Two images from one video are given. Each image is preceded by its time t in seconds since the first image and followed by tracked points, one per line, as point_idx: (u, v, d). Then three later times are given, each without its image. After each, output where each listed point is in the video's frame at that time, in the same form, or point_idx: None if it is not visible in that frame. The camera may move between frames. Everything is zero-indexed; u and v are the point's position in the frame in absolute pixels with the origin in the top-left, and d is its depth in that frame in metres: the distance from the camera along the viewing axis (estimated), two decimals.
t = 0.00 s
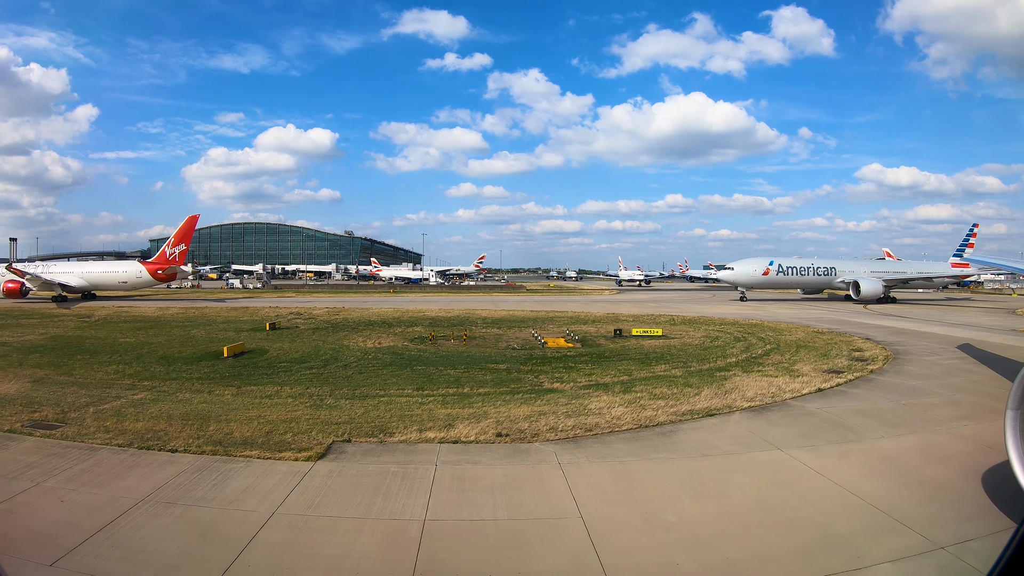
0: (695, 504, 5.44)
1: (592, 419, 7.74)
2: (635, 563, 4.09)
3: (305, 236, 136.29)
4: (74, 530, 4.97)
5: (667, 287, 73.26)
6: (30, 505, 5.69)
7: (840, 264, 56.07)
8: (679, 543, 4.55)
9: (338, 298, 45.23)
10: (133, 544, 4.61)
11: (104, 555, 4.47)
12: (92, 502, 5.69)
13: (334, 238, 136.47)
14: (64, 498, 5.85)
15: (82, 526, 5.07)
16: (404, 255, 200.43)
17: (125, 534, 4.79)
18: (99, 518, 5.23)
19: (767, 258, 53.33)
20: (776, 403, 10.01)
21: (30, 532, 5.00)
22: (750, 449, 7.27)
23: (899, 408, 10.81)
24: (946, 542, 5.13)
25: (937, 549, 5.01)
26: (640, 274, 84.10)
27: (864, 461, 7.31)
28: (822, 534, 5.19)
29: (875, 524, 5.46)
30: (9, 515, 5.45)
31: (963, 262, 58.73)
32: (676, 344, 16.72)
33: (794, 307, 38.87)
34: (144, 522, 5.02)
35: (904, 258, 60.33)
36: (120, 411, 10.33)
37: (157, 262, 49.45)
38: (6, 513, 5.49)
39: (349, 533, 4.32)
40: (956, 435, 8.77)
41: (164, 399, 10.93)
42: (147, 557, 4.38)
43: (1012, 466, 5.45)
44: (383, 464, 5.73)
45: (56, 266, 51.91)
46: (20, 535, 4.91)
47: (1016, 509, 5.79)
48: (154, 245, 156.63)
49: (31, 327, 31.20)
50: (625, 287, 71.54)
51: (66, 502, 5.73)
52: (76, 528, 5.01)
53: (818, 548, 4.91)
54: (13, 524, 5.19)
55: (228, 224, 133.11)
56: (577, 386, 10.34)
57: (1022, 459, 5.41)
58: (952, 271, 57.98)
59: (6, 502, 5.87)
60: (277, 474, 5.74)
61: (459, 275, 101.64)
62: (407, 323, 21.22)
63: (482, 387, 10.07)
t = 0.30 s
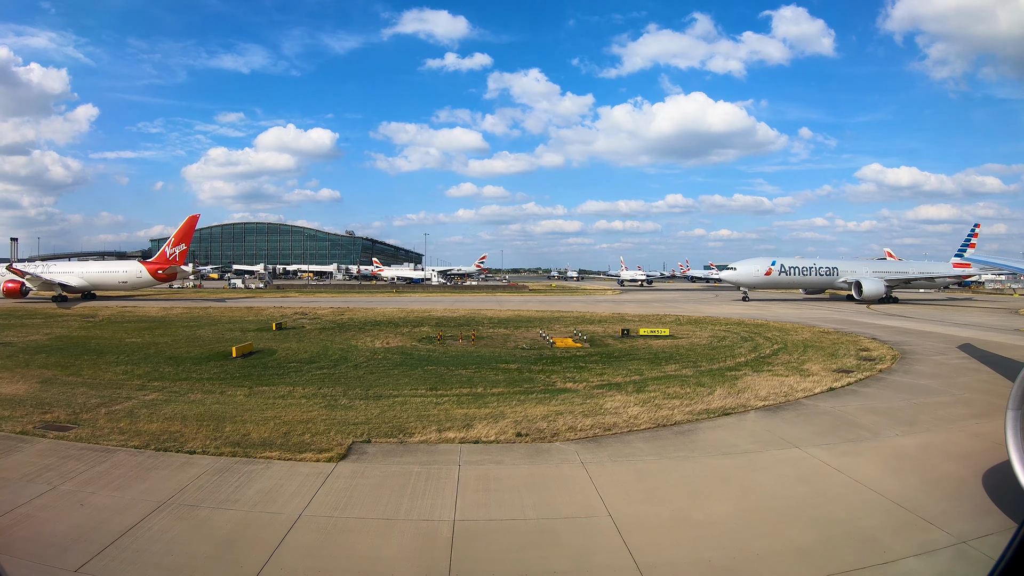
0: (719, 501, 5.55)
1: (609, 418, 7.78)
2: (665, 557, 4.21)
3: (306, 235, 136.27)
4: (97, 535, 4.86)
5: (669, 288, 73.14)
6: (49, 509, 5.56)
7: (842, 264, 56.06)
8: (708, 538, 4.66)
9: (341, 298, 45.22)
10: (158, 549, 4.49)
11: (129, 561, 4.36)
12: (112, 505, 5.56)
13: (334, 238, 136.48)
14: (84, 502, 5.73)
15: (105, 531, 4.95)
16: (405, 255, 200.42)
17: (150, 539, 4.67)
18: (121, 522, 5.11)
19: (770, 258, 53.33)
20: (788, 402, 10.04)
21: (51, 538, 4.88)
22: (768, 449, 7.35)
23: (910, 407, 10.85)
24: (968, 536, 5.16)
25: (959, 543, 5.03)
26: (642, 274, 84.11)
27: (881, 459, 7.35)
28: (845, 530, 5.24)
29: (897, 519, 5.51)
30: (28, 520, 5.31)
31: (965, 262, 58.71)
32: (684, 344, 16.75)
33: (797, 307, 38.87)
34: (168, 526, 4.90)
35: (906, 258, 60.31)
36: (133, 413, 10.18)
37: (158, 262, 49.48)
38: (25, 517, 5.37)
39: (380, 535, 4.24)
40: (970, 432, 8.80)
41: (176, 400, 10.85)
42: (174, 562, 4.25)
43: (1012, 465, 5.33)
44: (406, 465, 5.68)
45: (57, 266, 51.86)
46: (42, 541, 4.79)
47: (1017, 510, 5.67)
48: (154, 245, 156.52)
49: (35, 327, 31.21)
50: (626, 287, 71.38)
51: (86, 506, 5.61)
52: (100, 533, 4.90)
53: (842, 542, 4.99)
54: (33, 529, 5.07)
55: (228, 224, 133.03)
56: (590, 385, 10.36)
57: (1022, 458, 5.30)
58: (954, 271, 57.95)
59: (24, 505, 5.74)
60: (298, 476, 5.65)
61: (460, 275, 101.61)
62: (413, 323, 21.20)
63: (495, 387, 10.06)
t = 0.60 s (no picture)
0: (743, 498, 5.64)
1: (625, 418, 7.81)
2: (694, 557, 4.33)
3: (306, 235, 136.27)
4: (121, 539, 4.76)
5: (670, 287, 73.28)
6: (68, 514, 5.42)
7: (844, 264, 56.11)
8: (734, 537, 4.78)
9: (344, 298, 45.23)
10: (185, 553, 4.39)
11: (156, 566, 4.24)
12: (132, 509, 5.42)
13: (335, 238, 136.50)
14: (104, 506, 5.59)
15: (128, 535, 4.83)
16: (405, 254, 200.39)
17: (176, 544, 4.57)
18: (145, 526, 5.00)
19: (772, 258, 53.35)
20: (800, 402, 10.08)
21: (75, 543, 4.77)
22: (786, 448, 7.40)
23: (922, 406, 10.88)
24: (990, 531, 5.19)
25: (981, 538, 5.06)
26: (642, 274, 84.12)
27: (898, 456, 7.37)
28: (868, 527, 5.26)
29: (917, 516, 5.51)
30: (47, 524, 5.19)
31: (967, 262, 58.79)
32: (692, 344, 16.77)
33: (800, 307, 38.89)
34: (193, 530, 4.78)
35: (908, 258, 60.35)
36: (144, 415, 9.91)
37: (158, 262, 49.48)
38: (45, 522, 5.25)
39: (411, 537, 4.20)
40: (984, 431, 8.83)
41: (188, 400, 10.73)
42: (204, 567, 4.14)
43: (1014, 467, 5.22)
44: (428, 466, 5.64)
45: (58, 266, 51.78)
46: (66, 547, 4.69)
47: (1016, 511, 5.57)
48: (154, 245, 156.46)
49: (39, 327, 31.16)
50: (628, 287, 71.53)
51: (106, 510, 5.48)
52: (124, 537, 4.80)
53: (867, 538, 5.03)
54: (53, 534, 4.94)
55: (228, 224, 133.01)
56: (603, 385, 10.36)
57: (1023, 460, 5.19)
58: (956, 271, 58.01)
59: (43, 510, 5.62)
60: (321, 478, 5.55)
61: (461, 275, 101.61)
62: (419, 324, 21.22)
63: (508, 387, 10.06)
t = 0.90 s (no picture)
0: (765, 495, 5.71)
1: (642, 417, 7.87)
2: (726, 552, 4.43)
3: (307, 235, 136.30)
4: (150, 541, 4.71)
5: (672, 288, 73.13)
6: (89, 518, 5.33)
7: (846, 264, 56.12)
8: (760, 533, 4.86)
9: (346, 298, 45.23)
10: (214, 556, 4.30)
11: (188, 568, 4.18)
12: (154, 512, 5.32)
13: (336, 238, 136.52)
14: (125, 509, 5.49)
15: (152, 539, 4.75)
16: (405, 254, 200.38)
17: (203, 547, 4.49)
18: (171, 528, 4.94)
19: (774, 258, 53.33)
20: (812, 402, 10.12)
21: (98, 548, 4.68)
22: (802, 446, 7.46)
23: (932, 404, 10.92)
24: (1010, 526, 5.22)
25: (1000, 533, 5.09)
26: (644, 274, 84.14)
27: (913, 454, 7.42)
28: (891, 523, 5.27)
29: (939, 512, 5.51)
30: (67, 529, 5.09)
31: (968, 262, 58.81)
32: (699, 343, 16.80)
33: (803, 307, 38.88)
34: (219, 532, 4.70)
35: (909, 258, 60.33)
36: (159, 415, 9.88)
37: (159, 262, 49.54)
38: (65, 527, 5.16)
39: (443, 538, 4.19)
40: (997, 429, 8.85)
41: (201, 401, 10.63)
42: (234, 570, 4.06)
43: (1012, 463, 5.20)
44: (451, 466, 5.64)
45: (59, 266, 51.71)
46: (89, 552, 4.60)
47: (1017, 511, 5.50)
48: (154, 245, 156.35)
49: (43, 327, 31.17)
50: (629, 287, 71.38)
51: (127, 513, 5.38)
52: (149, 540, 4.73)
53: (892, 533, 5.07)
54: (75, 539, 4.85)
55: (229, 224, 132.91)
56: (615, 385, 10.37)
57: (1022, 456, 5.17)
58: (957, 271, 58.03)
59: (62, 513, 5.52)
60: (342, 479, 5.48)
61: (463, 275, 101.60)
62: (425, 323, 21.24)
63: (521, 387, 10.07)
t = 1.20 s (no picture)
0: (787, 493, 5.78)
1: (658, 417, 7.95)
2: (754, 548, 4.54)
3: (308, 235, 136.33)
4: (180, 542, 4.67)
5: (673, 288, 73.20)
6: (112, 522, 5.24)
7: (848, 265, 56.18)
8: (786, 530, 4.94)
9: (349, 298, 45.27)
10: (242, 559, 4.19)
11: (220, 567, 4.12)
12: (177, 516, 5.22)
13: (336, 238, 136.54)
14: (147, 513, 5.40)
15: (177, 544, 4.66)
16: (406, 254, 200.37)
17: (230, 550, 4.36)
18: (198, 529, 4.88)
19: (776, 258, 53.35)
20: (824, 401, 10.19)
21: (124, 554, 4.59)
22: (818, 444, 7.52)
23: (943, 403, 10.97)
24: None
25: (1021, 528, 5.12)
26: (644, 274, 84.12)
27: (929, 451, 7.46)
28: (913, 519, 5.29)
29: (958, 508, 5.53)
30: (90, 533, 5.00)
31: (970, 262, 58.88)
32: (706, 343, 16.84)
33: (806, 307, 38.91)
34: (246, 535, 4.60)
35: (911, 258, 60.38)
36: (172, 416, 9.62)
37: (159, 262, 49.56)
38: (88, 531, 5.06)
39: (474, 537, 4.20)
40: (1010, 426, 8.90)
41: (212, 403, 10.29)
42: (267, 572, 3.98)
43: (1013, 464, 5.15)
44: (474, 467, 5.63)
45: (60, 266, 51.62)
46: (114, 558, 4.50)
47: (1017, 512, 5.43)
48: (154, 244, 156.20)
49: (47, 327, 31.17)
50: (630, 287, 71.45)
51: (150, 517, 5.28)
52: (176, 544, 4.65)
53: (916, 529, 5.10)
54: (100, 545, 4.76)
55: (229, 224, 132.86)
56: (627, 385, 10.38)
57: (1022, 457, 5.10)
58: (959, 271, 58.09)
59: (84, 518, 5.42)
60: (365, 480, 5.42)
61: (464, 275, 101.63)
62: (431, 323, 21.29)
63: (534, 387, 10.08)
